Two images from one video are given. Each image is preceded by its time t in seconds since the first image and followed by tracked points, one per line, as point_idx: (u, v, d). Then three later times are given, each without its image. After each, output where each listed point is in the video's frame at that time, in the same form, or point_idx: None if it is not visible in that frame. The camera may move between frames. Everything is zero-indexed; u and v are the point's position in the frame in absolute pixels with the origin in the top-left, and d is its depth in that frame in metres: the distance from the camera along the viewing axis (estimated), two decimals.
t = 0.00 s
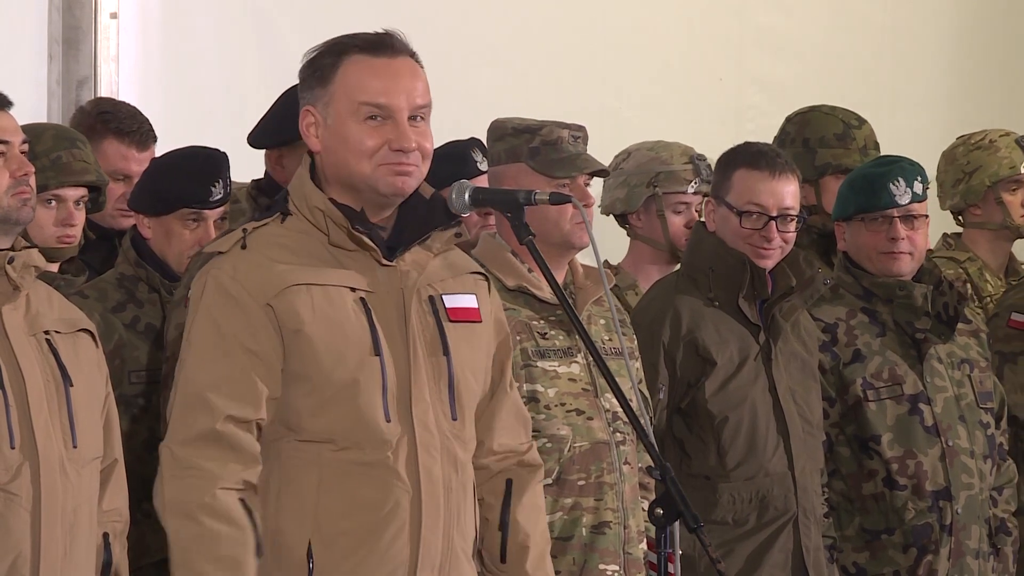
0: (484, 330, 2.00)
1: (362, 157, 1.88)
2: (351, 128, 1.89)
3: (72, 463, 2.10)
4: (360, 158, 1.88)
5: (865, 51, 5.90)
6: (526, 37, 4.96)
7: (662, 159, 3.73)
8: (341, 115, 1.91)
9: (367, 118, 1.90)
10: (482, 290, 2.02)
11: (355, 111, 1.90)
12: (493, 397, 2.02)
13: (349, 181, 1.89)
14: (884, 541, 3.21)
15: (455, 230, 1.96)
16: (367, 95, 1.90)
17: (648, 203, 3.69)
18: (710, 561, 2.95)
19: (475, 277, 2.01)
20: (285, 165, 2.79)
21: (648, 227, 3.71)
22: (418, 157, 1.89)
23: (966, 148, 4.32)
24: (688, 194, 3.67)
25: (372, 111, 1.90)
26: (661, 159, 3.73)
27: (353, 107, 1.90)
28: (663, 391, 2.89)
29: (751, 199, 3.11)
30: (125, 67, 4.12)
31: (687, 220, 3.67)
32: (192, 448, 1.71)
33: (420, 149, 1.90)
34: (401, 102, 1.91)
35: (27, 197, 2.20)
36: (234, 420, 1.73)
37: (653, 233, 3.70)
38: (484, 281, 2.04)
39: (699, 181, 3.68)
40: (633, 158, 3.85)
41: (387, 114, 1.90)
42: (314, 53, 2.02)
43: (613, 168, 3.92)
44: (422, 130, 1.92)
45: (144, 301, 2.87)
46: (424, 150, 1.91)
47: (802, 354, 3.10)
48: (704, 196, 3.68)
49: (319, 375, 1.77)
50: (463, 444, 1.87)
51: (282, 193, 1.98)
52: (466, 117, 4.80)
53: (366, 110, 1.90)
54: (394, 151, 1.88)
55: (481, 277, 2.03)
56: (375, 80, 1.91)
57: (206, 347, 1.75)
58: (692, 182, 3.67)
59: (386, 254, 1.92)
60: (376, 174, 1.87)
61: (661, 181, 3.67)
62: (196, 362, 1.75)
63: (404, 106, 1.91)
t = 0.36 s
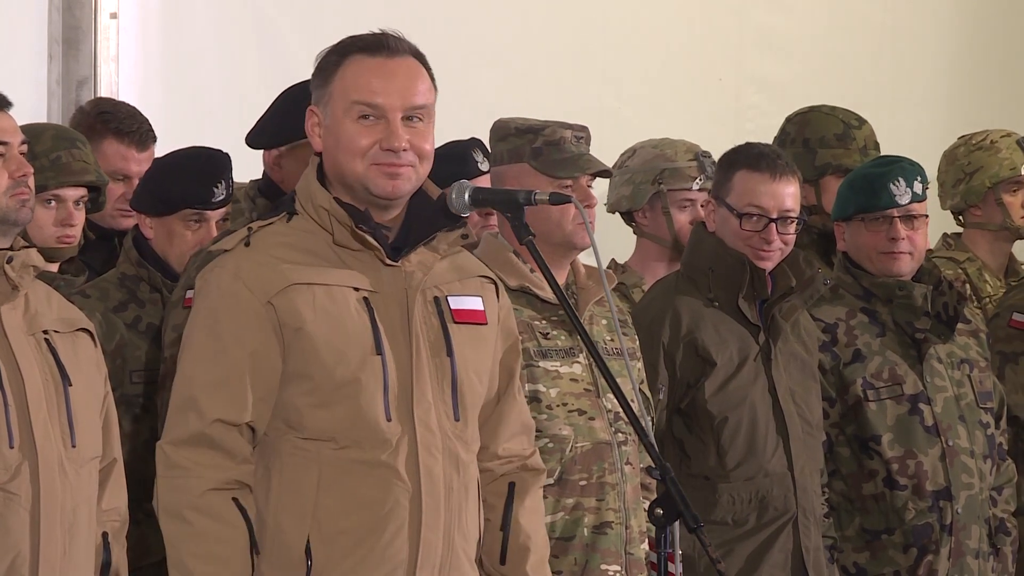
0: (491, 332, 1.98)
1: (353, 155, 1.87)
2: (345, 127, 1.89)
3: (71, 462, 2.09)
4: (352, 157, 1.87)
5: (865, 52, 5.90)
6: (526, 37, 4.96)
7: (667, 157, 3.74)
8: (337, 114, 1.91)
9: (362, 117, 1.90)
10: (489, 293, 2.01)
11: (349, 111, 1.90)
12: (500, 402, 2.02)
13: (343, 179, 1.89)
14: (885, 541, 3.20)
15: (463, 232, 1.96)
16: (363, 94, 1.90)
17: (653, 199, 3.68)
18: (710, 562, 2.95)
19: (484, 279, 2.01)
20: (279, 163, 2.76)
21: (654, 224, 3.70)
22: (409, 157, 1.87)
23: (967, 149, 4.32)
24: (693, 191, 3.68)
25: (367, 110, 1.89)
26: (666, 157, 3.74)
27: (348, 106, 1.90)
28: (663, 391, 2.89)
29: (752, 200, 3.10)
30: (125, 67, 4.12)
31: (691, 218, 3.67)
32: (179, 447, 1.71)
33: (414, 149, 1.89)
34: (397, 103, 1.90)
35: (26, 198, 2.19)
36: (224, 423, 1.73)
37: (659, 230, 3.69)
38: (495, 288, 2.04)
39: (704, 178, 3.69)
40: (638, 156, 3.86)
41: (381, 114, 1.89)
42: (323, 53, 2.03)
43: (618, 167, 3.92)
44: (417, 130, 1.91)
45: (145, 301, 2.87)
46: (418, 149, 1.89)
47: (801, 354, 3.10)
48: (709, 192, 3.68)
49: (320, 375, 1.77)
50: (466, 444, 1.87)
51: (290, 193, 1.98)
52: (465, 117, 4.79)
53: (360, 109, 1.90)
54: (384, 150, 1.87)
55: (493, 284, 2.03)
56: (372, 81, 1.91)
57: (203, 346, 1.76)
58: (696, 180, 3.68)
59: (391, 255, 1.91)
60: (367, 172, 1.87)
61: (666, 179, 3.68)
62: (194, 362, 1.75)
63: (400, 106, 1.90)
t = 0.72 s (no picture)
0: (494, 332, 1.98)
1: (348, 155, 1.87)
2: (341, 127, 1.89)
3: (70, 462, 2.09)
4: (347, 157, 1.87)
5: (864, 52, 5.90)
6: (526, 38, 4.96)
7: (669, 155, 3.74)
8: (335, 114, 1.91)
9: (358, 118, 1.89)
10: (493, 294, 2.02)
11: (346, 111, 1.90)
12: (501, 400, 2.01)
13: (340, 178, 1.89)
14: (886, 541, 3.20)
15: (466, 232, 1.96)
16: (359, 94, 1.90)
17: (656, 198, 3.68)
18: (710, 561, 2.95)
19: (489, 280, 2.01)
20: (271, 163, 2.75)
21: (658, 224, 3.70)
22: (403, 157, 1.87)
23: (964, 148, 4.31)
24: (696, 187, 3.68)
25: (362, 110, 1.89)
26: (667, 155, 3.74)
27: (345, 107, 1.90)
28: (664, 391, 2.88)
29: (773, 210, 3.06)
30: (125, 67, 4.12)
31: (695, 215, 3.67)
32: (182, 447, 1.71)
33: (409, 149, 1.88)
34: (393, 103, 1.90)
35: (23, 198, 2.18)
36: (228, 422, 1.73)
37: (663, 229, 3.69)
38: (496, 286, 2.04)
39: (706, 175, 3.69)
40: (640, 155, 3.86)
41: (377, 114, 1.89)
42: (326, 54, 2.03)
43: (621, 166, 3.93)
44: (413, 130, 1.90)
45: (147, 301, 2.87)
46: (413, 149, 1.89)
47: (801, 354, 3.10)
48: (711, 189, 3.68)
49: (325, 374, 1.77)
50: (469, 444, 1.86)
51: (294, 193, 1.98)
52: (464, 116, 4.80)
53: (356, 109, 1.89)
54: (378, 150, 1.87)
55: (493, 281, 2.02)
56: (369, 81, 1.90)
57: (207, 346, 1.75)
58: (699, 176, 3.68)
59: (396, 254, 1.91)
60: (362, 172, 1.87)
61: (668, 176, 3.67)
62: (198, 361, 1.75)
63: (396, 106, 1.90)
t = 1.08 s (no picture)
0: (495, 331, 1.98)
1: (348, 154, 1.87)
2: (341, 126, 1.89)
3: (69, 461, 2.08)
4: (347, 155, 1.87)
5: (863, 51, 5.90)
6: (525, 37, 4.96)
7: (670, 154, 3.74)
8: (334, 113, 1.91)
9: (358, 116, 1.89)
10: (494, 294, 2.02)
11: (345, 110, 1.90)
12: (504, 401, 2.02)
13: (340, 177, 1.89)
14: (886, 540, 3.21)
15: (466, 231, 1.97)
16: (359, 93, 1.90)
17: (657, 198, 3.68)
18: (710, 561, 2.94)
19: (489, 279, 2.01)
20: (263, 164, 2.79)
21: (659, 223, 3.70)
22: (403, 155, 1.87)
23: (957, 147, 4.32)
24: (696, 187, 3.67)
25: (362, 109, 1.89)
26: (668, 155, 3.74)
27: (344, 106, 1.90)
28: (663, 391, 2.88)
29: (783, 215, 3.06)
30: (125, 67, 4.13)
31: (697, 214, 3.67)
32: (184, 447, 1.71)
33: (409, 146, 1.88)
34: (392, 101, 1.90)
35: (22, 198, 2.18)
36: (228, 423, 1.73)
37: (664, 228, 3.70)
38: (496, 284, 2.04)
39: (706, 174, 3.68)
40: (641, 155, 3.87)
41: (376, 112, 1.89)
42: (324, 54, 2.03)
43: (623, 166, 3.94)
44: (412, 128, 1.90)
45: (148, 302, 2.88)
46: (413, 146, 1.89)
47: (800, 354, 3.10)
48: (713, 188, 3.67)
49: (325, 375, 1.77)
50: (470, 443, 1.86)
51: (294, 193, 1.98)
52: (463, 116, 4.81)
53: (356, 108, 1.89)
54: (378, 149, 1.87)
55: (492, 280, 2.02)
56: (367, 80, 1.90)
57: (208, 347, 1.75)
58: (700, 176, 3.67)
59: (397, 254, 1.91)
60: (363, 170, 1.87)
61: (669, 176, 3.67)
62: (199, 362, 1.75)
63: (396, 105, 1.90)
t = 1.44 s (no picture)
0: (494, 331, 1.98)
1: (350, 155, 1.87)
2: (343, 126, 1.89)
3: (68, 461, 2.08)
4: (350, 156, 1.87)
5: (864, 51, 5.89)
6: (526, 37, 4.96)
7: (673, 155, 3.75)
8: (336, 114, 1.91)
9: (360, 117, 1.89)
10: (494, 293, 2.02)
11: (348, 110, 1.90)
12: (503, 399, 2.02)
13: (342, 177, 1.89)
14: (889, 537, 3.20)
15: (467, 232, 1.96)
16: (361, 94, 1.90)
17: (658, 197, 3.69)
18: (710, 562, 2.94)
19: (488, 279, 2.01)
20: (260, 166, 2.80)
21: (661, 224, 3.69)
22: (405, 156, 1.87)
23: (952, 147, 4.31)
24: (699, 188, 3.67)
25: (365, 110, 1.89)
26: (672, 155, 3.76)
27: (346, 106, 1.90)
28: (662, 391, 2.87)
29: (785, 217, 3.06)
30: (125, 67, 4.14)
31: (698, 216, 3.66)
32: (186, 448, 1.71)
33: (411, 146, 1.89)
34: (394, 102, 1.90)
35: (20, 199, 2.18)
36: (231, 423, 1.73)
37: (666, 229, 3.69)
38: (496, 285, 2.04)
39: (708, 175, 3.68)
40: (644, 155, 3.88)
41: (379, 113, 1.89)
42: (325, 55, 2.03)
43: (626, 165, 3.95)
44: (415, 128, 1.91)
45: (148, 302, 2.88)
46: (415, 147, 1.89)
47: (800, 354, 3.10)
48: (714, 189, 3.67)
49: (328, 374, 1.77)
50: (470, 442, 1.86)
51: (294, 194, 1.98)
52: (463, 116, 4.81)
53: (358, 109, 1.90)
54: (380, 149, 1.87)
55: (492, 280, 2.02)
56: (369, 81, 1.90)
57: (210, 348, 1.75)
58: (701, 177, 3.68)
59: (398, 254, 1.91)
60: (365, 170, 1.87)
61: (671, 176, 3.68)
62: (202, 363, 1.75)
63: (398, 106, 1.90)
